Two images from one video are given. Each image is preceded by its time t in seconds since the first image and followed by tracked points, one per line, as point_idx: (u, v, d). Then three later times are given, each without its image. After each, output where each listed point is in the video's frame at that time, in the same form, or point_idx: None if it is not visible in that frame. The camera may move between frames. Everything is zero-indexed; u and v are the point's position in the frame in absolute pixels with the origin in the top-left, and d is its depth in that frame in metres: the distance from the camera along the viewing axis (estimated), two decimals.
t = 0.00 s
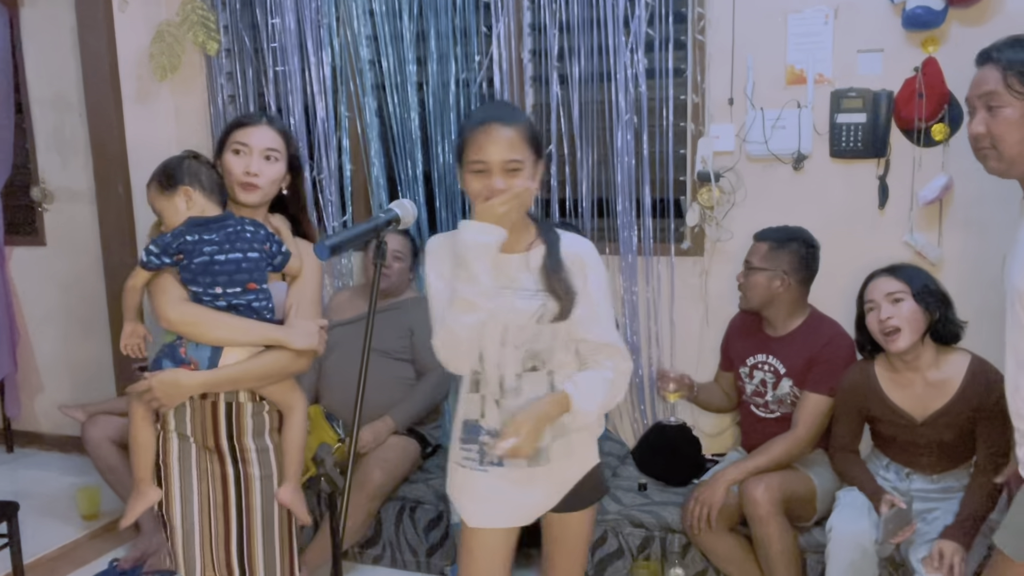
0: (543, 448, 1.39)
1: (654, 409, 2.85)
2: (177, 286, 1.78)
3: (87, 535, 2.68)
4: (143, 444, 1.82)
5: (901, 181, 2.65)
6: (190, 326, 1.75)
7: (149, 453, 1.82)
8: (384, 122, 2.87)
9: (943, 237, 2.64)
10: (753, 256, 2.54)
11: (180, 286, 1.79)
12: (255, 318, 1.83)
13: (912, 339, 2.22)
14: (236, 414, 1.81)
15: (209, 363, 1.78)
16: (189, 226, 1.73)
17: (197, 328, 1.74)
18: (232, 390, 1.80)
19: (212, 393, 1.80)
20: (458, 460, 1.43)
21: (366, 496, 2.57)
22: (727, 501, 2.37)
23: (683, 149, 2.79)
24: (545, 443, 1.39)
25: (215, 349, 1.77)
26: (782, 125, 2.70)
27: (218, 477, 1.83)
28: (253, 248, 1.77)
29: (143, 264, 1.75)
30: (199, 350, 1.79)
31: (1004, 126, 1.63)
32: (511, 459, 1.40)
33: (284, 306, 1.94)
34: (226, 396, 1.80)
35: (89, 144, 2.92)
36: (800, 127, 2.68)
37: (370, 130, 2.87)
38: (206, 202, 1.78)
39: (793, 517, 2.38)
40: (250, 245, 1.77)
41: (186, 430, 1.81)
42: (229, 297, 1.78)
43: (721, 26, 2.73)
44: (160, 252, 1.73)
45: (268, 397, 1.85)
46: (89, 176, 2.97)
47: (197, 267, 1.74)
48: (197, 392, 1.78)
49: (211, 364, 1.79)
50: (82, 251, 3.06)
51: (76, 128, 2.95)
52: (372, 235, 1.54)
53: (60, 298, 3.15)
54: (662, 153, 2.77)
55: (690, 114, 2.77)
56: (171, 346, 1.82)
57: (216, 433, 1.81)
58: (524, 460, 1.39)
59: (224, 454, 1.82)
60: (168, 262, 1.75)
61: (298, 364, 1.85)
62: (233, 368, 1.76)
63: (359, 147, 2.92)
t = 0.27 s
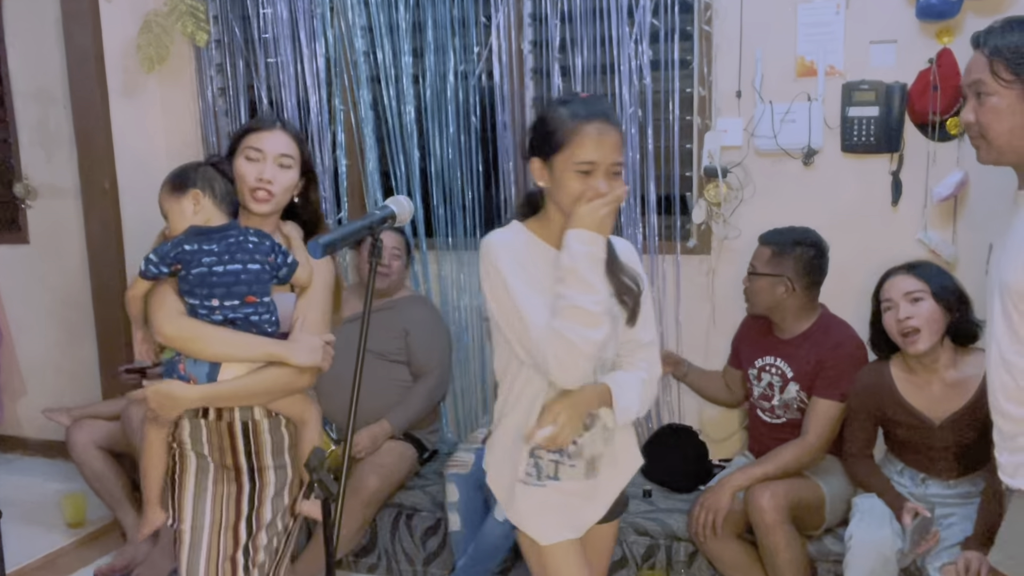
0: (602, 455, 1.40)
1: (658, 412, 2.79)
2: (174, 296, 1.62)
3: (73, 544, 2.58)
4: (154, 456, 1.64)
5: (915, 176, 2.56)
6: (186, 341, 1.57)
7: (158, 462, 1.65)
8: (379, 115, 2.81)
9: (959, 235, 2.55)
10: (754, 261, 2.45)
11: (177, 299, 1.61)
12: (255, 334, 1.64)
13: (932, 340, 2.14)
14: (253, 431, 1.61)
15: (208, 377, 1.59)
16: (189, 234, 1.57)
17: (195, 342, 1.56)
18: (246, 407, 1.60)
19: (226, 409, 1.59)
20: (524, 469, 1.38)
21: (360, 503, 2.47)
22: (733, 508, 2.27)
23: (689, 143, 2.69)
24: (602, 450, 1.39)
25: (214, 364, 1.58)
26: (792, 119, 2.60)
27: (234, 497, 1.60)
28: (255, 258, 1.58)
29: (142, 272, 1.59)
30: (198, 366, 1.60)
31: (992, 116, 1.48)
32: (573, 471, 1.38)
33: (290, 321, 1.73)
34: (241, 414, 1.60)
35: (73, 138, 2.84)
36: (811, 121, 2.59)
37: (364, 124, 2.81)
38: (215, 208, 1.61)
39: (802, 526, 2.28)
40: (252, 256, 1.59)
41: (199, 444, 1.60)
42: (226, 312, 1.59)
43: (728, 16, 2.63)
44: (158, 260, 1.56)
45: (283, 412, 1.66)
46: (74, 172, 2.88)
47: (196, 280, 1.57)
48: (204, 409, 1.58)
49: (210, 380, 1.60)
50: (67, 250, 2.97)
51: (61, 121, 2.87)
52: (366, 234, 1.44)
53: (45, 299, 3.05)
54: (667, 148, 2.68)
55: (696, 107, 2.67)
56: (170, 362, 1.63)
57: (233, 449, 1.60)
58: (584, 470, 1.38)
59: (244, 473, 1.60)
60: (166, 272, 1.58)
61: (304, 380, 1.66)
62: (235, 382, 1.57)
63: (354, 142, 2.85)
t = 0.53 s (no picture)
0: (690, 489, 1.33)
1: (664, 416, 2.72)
2: (172, 301, 1.52)
3: (57, 552, 2.50)
4: (146, 482, 1.54)
5: (929, 172, 2.47)
6: (178, 349, 1.47)
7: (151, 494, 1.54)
8: (374, 109, 2.74)
9: (974, 232, 2.45)
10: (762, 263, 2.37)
11: (175, 304, 1.51)
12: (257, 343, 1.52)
13: (944, 340, 2.10)
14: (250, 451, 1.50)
15: (204, 391, 1.49)
16: (194, 231, 1.47)
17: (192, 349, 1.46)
18: (243, 426, 1.50)
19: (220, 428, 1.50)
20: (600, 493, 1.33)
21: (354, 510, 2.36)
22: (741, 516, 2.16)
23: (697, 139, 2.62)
24: (690, 482, 1.33)
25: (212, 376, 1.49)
26: (802, 113, 2.52)
27: (229, 527, 1.52)
28: (265, 262, 1.48)
29: (141, 271, 1.48)
30: (194, 378, 1.51)
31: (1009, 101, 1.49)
32: (664, 502, 1.31)
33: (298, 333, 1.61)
34: (237, 434, 1.50)
35: (59, 132, 2.78)
36: (821, 115, 2.50)
37: (359, 118, 2.73)
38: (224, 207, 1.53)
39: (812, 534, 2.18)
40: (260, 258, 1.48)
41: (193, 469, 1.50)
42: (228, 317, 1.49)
43: (735, 7, 2.54)
44: (157, 260, 1.46)
45: (287, 435, 1.55)
46: (59, 167, 2.81)
47: (197, 282, 1.46)
48: (199, 425, 1.49)
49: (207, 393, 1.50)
50: (52, 247, 2.89)
51: (45, 115, 2.80)
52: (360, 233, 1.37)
53: (30, 300, 2.97)
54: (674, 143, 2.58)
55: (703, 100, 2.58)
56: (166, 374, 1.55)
57: (228, 477, 1.50)
58: (675, 504, 1.32)
59: (241, 499, 1.51)
60: (166, 273, 1.48)
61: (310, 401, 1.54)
62: (230, 397, 1.47)
63: (349, 136, 2.77)
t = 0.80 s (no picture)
0: (751, 528, 1.24)
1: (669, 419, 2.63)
2: (193, 307, 1.40)
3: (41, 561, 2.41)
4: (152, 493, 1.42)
5: (943, 167, 2.38)
6: (191, 358, 1.36)
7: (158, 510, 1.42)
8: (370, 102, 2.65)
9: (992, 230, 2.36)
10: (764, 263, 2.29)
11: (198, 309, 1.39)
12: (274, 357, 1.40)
13: (949, 339, 2.01)
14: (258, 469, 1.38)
15: (212, 405, 1.38)
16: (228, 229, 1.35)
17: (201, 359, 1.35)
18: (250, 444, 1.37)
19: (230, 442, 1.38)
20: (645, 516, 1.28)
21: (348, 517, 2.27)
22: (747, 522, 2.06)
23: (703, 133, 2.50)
24: (754, 520, 1.24)
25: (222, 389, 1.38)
26: (812, 106, 2.44)
27: (238, 553, 1.40)
28: (296, 270, 1.33)
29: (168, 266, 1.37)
30: (204, 389, 1.40)
31: None
32: (718, 538, 1.23)
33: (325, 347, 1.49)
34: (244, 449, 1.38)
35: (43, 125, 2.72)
36: (832, 108, 2.41)
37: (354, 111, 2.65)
38: (264, 207, 1.41)
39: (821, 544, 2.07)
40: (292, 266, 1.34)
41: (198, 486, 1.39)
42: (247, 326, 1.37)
43: None
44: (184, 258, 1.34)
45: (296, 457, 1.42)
46: (44, 162, 2.75)
47: (219, 288, 1.33)
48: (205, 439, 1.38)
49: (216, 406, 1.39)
50: (38, 244, 2.82)
51: (29, 107, 2.75)
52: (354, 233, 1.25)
53: (16, 301, 2.89)
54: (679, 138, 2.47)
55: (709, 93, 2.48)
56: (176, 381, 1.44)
57: (233, 493, 1.38)
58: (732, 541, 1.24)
59: (248, 518, 1.39)
60: (193, 274, 1.36)
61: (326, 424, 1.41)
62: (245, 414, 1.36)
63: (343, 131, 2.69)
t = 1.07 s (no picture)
0: (819, 562, 1.17)
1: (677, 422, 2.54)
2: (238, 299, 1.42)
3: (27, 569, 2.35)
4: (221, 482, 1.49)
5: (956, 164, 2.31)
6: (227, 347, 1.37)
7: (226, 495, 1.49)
8: (364, 96, 2.58)
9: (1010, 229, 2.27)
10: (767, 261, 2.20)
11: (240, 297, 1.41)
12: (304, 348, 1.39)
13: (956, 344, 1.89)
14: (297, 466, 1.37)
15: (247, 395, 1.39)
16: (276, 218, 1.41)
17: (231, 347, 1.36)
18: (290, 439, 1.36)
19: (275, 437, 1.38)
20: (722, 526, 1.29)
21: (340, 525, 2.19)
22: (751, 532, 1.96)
23: (708, 127, 2.41)
24: (824, 556, 1.16)
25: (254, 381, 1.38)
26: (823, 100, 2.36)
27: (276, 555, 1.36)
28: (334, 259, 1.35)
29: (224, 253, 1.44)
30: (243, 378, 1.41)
31: None
32: (779, 563, 1.18)
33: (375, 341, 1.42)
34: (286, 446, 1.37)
35: (28, 118, 2.66)
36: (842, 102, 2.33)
37: (348, 104, 2.57)
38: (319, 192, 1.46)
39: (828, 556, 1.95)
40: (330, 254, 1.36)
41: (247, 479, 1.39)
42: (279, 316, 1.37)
43: None
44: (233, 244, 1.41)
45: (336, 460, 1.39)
46: (29, 158, 2.69)
47: (259, 272, 1.37)
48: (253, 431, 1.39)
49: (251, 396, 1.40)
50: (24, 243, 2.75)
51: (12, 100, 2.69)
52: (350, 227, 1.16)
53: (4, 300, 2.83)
54: (683, 133, 2.41)
55: (715, 87, 2.40)
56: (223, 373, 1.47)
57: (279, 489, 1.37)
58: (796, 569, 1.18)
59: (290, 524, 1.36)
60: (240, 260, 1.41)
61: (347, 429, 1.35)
62: (269, 405, 1.34)
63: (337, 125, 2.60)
